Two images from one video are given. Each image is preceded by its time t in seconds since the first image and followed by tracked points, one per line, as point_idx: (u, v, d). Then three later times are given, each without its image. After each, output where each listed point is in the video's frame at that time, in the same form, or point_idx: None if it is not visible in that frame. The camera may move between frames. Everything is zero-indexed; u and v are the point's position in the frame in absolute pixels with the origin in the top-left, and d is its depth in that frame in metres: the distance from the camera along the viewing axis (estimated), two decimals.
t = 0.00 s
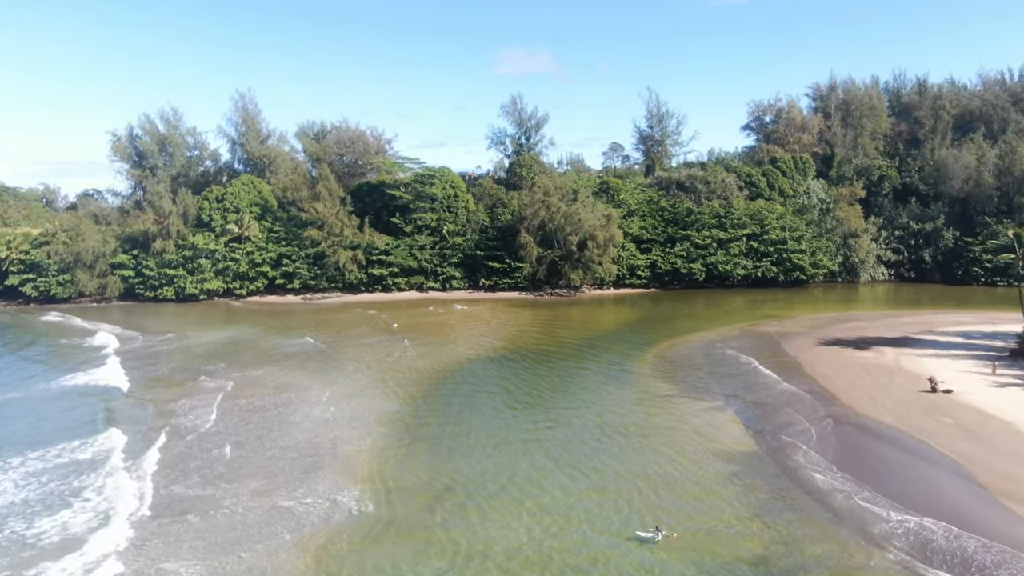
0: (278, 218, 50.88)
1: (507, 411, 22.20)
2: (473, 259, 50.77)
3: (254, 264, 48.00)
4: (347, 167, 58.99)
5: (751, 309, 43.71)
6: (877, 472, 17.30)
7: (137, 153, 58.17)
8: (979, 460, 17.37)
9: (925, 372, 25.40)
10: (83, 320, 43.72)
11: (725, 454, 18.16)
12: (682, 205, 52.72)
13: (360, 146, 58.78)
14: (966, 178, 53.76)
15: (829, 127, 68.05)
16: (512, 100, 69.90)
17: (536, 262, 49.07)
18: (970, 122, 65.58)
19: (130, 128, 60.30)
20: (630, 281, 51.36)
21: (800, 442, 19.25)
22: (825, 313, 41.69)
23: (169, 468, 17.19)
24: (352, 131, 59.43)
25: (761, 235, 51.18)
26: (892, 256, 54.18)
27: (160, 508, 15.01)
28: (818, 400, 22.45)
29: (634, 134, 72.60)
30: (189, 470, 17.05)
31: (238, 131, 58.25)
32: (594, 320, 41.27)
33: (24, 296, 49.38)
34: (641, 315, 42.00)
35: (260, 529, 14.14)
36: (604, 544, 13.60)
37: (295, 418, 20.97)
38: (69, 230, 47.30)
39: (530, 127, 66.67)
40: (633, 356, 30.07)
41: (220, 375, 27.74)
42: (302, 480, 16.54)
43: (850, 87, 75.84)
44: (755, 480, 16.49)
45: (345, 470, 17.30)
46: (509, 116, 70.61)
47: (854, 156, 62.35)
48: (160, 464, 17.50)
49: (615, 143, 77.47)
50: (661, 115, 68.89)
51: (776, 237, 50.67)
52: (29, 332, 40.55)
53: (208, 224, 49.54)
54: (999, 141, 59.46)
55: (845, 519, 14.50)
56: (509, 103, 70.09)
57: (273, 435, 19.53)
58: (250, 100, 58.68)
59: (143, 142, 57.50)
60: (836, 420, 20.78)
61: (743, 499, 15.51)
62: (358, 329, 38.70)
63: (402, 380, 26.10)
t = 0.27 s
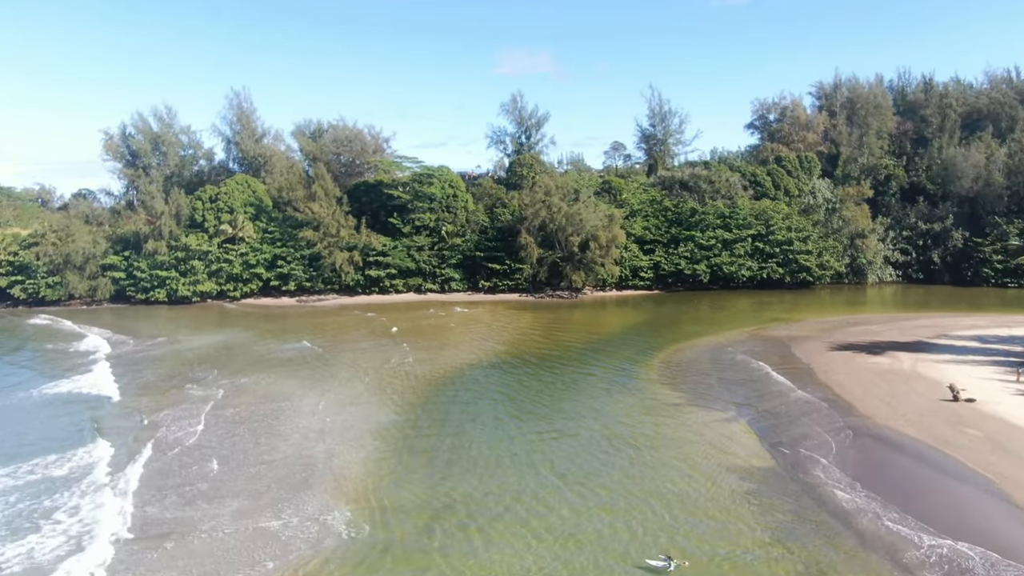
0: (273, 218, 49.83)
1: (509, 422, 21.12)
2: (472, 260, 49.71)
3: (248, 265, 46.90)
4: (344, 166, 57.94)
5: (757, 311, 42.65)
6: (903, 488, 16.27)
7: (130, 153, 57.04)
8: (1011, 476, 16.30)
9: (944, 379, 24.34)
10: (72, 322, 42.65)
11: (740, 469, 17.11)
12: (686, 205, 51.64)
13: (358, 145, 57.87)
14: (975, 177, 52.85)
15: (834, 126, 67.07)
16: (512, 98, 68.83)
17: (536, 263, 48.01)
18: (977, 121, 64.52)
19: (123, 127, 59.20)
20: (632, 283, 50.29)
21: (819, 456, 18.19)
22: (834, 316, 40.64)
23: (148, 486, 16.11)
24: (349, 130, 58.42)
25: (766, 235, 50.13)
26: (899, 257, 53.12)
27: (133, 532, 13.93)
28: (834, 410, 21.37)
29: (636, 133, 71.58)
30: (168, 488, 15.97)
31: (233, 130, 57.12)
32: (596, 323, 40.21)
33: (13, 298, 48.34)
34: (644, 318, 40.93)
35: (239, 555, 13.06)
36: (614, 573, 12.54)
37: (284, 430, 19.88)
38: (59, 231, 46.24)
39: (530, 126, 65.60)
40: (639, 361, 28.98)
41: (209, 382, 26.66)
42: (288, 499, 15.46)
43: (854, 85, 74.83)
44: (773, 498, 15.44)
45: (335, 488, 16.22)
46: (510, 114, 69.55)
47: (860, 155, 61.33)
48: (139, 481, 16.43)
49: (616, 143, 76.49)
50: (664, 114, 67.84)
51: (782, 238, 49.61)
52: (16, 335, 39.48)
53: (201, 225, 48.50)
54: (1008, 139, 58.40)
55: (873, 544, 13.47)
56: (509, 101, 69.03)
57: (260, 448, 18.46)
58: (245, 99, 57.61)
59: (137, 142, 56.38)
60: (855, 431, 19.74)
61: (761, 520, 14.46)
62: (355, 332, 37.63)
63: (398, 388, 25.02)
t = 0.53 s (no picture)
0: (268, 218, 48.81)
1: (511, 433, 20.02)
2: (472, 261, 48.63)
3: (243, 266, 45.81)
4: (341, 165, 56.84)
5: (763, 314, 41.59)
6: (933, 507, 15.19)
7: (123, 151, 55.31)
8: None
9: (964, 387, 23.28)
10: (60, 325, 41.60)
11: (756, 487, 16.04)
12: (690, 205, 50.58)
13: (355, 144, 56.79)
14: (985, 176, 51.86)
15: (840, 123, 65.86)
16: (512, 96, 67.69)
17: (537, 264, 46.93)
18: (986, 119, 63.33)
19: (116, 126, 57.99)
20: (635, 285, 49.20)
21: (840, 471, 17.13)
22: (843, 318, 39.56)
23: (124, 505, 15.05)
24: (346, 128, 57.32)
25: (772, 236, 49.09)
26: (908, 258, 52.05)
27: (102, 558, 12.87)
28: (852, 420, 20.29)
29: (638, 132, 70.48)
30: (143, 508, 14.91)
31: (227, 128, 55.91)
32: (599, 326, 39.14)
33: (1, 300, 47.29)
34: (648, 321, 39.88)
35: None
36: None
37: (271, 442, 18.83)
38: (48, 231, 45.18)
39: (531, 124, 64.47)
40: (644, 367, 27.91)
41: (197, 388, 25.63)
42: (271, 521, 14.40)
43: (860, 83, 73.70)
44: (794, 520, 14.37)
45: (323, 506, 15.18)
46: (510, 112, 68.44)
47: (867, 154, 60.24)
48: (115, 499, 15.34)
49: (618, 142, 75.43)
50: (667, 112, 66.69)
51: (788, 238, 48.56)
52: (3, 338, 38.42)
53: (194, 225, 47.45)
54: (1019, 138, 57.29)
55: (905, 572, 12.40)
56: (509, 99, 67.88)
57: (245, 462, 17.40)
58: (240, 96, 56.53)
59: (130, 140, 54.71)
60: (877, 444, 18.66)
61: (781, 546, 13.39)
62: (350, 336, 36.56)
63: (394, 397, 23.94)
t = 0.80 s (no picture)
0: (263, 218, 47.89)
1: (513, 445, 18.95)
2: (471, 262, 47.54)
3: (236, 267, 44.86)
4: (338, 164, 55.74)
5: (770, 317, 40.53)
6: (968, 529, 14.13)
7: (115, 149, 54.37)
8: None
9: (986, 396, 22.21)
10: (48, 328, 40.54)
11: (775, 507, 14.98)
12: (695, 205, 49.56)
13: (352, 142, 55.67)
14: (995, 175, 50.86)
15: (845, 122, 65.14)
16: (512, 94, 66.61)
17: (538, 265, 45.88)
18: (995, 118, 62.30)
19: (108, 124, 56.84)
20: (639, 286, 48.11)
21: (863, 489, 16.04)
22: (852, 322, 38.50)
23: (96, 528, 13.99)
24: (343, 126, 56.22)
25: (778, 237, 48.03)
26: (916, 259, 50.93)
27: None
28: (872, 432, 19.22)
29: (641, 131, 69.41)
30: (116, 530, 13.85)
31: (222, 126, 54.81)
32: (602, 329, 38.09)
33: None
34: (652, 324, 38.82)
35: None
36: None
37: (257, 456, 17.76)
38: (37, 232, 44.14)
39: (532, 123, 63.37)
40: (650, 373, 26.85)
41: (184, 396, 24.53)
42: (253, 545, 13.34)
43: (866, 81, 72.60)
44: (817, 545, 13.31)
45: (309, 528, 14.10)
46: (510, 111, 67.37)
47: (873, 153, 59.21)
48: (88, 520, 14.28)
49: (620, 140, 74.33)
50: (670, 110, 65.63)
51: (794, 239, 47.50)
52: None
53: (187, 225, 46.55)
54: None
55: None
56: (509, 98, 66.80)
57: (228, 478, 16.34)
58: (236, 94, 55.41)
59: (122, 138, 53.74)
60: (901, 458, 17.59)
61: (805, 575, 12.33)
62: (346, 340, 35.49)
63: (389, 406, 22.87)
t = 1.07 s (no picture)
0: (257, 219, 47.15)
1: (515, 459, 17.89)
2: (470, 263, 46.45)
3: (230, 269, 44.13)
4: (335, 164, 54.67)
5: (778, 320, 39.42)
6: (1007, 553, 13.05)
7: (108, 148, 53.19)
8: None
9: (1009, 405, 21.16)
10: (36, 331, 39.51)
11: (796, 529, 13.93)
12: (699, 205, 48.54)
13: (349, 141, 54.58)
14: (1005, 174, 49.82)
15: (851, 121, 64.13)
16: (513, 93, 65.52)
17: (539, 267, 44.82)
18: (1003, 116, 61.24)
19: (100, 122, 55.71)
20: (642, 288, 47.00)
21: (889, 508, 14.98)
22: (862, 325, 37.44)
23: (62, 555, 12.88)
24: (340, 125, 55.17)
25: (785, 237, 46.99)
26: (925, 260, 49.85)
27: None
28: (895, 445, 18.10)
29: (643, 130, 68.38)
30: (85, 557, 12.78)
31: (216, 124, 53.68)
32: (605, 333, 37.02)
33: None
34: (657, 327, 37.74)
35: None
36: None
37: (242, 472, 16.71)
38: (26, 232, 43.11)
39: (532, 121, 62.28)
40: (656, 379, 25.78)
41: (169, 405, 23.42)
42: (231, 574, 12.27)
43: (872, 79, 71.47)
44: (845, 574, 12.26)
45: (293, 555, 12.99)
46: (511, 110, 66.30)
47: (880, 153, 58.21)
48: (54, 546, 13.11)
49: (622, 139, 73.25)
50: (672, 109, 64.63)
51: (801, 239, 46.48)
52: None
53: (179, 226, 45.84)
54: None
55: None
56: (510, 96, 65.69)
57: (209, 497, 15.27)
58: (230, 92, 54.34)
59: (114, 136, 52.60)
60: (928, 473, 16.50)
61: None
62: (341, 344, 34.47)
63: (384, 417, 21.78)
